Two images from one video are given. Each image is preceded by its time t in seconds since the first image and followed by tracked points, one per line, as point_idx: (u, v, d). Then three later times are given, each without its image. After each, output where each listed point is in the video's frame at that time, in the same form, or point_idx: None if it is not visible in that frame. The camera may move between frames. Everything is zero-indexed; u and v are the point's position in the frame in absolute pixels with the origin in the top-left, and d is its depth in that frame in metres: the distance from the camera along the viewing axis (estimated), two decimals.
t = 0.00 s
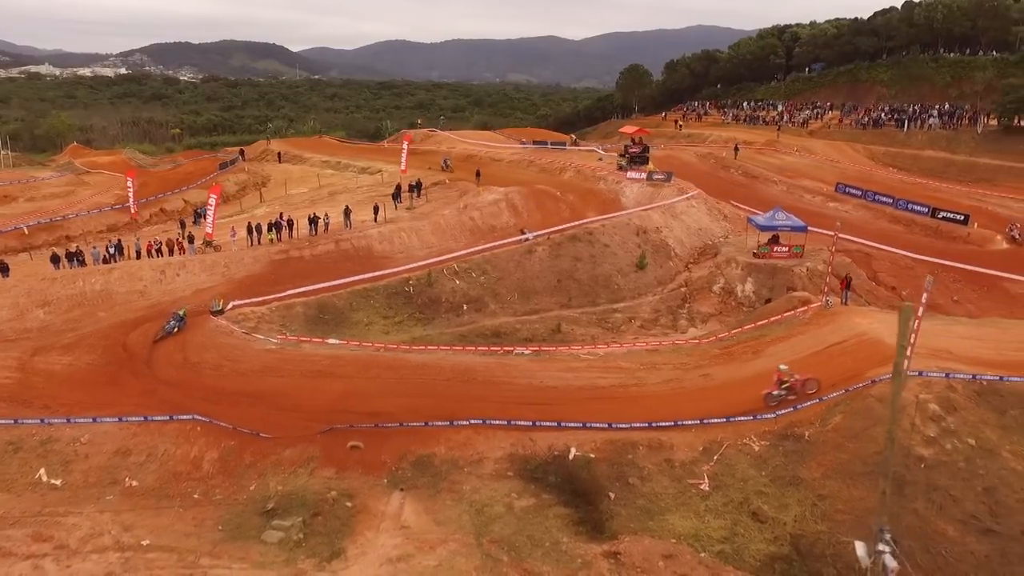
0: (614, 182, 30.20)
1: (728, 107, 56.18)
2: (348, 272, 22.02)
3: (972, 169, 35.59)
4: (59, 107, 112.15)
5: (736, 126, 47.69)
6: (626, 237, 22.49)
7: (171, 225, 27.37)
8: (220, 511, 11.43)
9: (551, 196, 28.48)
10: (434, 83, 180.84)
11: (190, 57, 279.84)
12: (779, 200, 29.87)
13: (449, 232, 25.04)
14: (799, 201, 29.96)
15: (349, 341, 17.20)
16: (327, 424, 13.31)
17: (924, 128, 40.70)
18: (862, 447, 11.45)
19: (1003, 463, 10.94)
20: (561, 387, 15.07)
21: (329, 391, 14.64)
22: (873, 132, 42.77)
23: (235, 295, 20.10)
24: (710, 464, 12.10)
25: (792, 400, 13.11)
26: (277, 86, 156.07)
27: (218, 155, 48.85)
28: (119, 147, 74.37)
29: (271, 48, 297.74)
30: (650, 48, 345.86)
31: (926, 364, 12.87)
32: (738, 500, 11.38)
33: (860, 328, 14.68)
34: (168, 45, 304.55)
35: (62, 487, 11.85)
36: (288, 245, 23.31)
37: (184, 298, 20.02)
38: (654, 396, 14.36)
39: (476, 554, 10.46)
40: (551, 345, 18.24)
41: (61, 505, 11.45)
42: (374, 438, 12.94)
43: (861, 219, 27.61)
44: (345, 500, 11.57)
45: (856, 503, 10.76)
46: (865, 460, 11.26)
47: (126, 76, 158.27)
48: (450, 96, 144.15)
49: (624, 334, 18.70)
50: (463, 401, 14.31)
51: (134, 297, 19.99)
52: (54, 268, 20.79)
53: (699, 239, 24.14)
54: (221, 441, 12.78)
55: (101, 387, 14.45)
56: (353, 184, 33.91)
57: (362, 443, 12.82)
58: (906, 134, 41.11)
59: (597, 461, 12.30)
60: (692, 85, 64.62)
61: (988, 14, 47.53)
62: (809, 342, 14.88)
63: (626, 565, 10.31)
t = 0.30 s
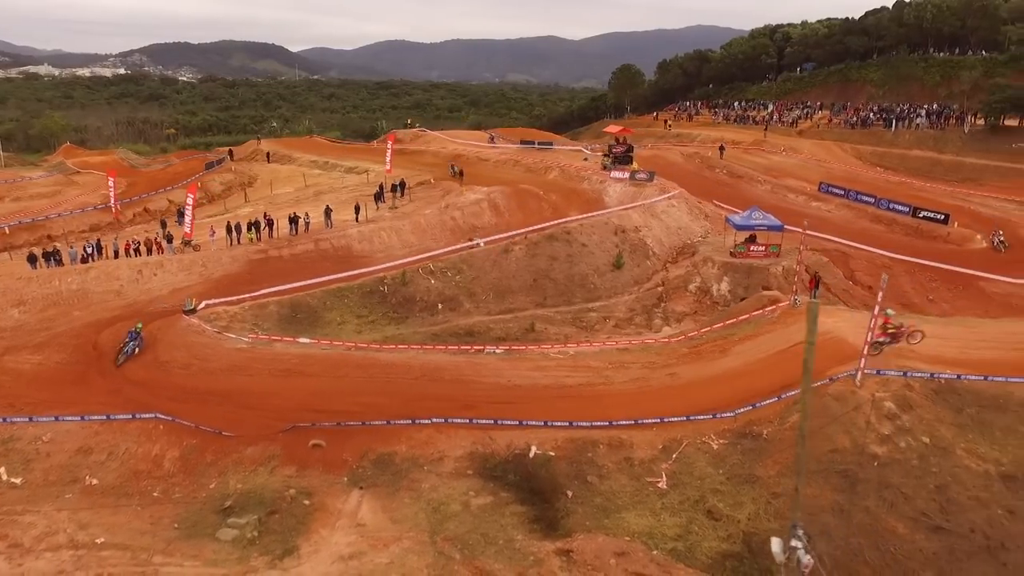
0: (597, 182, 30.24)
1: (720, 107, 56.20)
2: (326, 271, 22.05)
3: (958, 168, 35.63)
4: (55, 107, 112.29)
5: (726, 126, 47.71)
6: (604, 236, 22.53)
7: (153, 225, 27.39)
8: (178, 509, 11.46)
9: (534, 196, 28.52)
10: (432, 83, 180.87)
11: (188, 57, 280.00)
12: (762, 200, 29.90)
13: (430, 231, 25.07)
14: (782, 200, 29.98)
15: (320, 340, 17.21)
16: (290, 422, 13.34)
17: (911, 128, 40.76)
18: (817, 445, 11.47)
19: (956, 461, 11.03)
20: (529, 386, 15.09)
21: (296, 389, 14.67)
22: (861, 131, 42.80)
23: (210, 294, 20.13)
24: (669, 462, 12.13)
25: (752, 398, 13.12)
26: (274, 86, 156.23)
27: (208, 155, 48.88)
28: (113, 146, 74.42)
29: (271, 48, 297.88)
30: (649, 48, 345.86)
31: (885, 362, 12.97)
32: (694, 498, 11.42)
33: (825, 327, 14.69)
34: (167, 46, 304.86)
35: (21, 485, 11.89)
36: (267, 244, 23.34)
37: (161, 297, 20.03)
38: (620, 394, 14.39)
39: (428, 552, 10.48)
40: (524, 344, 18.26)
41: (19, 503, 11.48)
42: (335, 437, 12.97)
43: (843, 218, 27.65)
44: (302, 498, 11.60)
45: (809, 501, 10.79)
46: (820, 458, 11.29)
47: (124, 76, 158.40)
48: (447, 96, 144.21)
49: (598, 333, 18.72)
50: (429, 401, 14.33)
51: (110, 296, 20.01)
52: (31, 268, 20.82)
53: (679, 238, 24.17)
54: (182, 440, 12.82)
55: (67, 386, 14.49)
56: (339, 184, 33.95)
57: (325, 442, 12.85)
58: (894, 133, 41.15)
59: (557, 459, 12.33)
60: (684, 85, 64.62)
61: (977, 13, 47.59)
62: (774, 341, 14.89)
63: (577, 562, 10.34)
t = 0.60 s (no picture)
0: (579, 181, 30.31)
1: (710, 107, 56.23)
2: (301, 270, 22.09)
3: (942, 168, 35.72)
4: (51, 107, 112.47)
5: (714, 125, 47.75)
6: (579, 236, 22.57)
7: (134, 224, 27.43)
8: (130, 506, 11.48)
9: (514, 195, 28.56)
10: (430, 83, 180.91)
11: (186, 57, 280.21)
12: (743, 199, 29.96)
13: (408, 230, 25.11)
14: (762, 199, 30.02)
15: (287, 338, 17.23)
16: (248, 420, 13.38)
17: (897, 127, 40.84)
18: (766, 443, 11.52)
19: (903, 458, 11.11)
20: (492, 384, 15.13)
21: (257, 387, 14.71)
22: (848, 130, 42.88)
23: (183, 293, 20.16)
24: (622, 459, 12.17)
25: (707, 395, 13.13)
26: (271, 86, 156.35)
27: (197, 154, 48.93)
28: (106, 146, 74.52)
29: (269, 48, 298.15)
30: (647, 48, 345.86)
31: (841, 360, 13.05)
32: (644, 495, 11.48)
33: (785, 325, 14.71)
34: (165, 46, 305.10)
35: None
36: (244, 243, 23.38)
37: (134, 296, 20.06)
38: (580, 393, 14.44)
39: (375, 549, 10.50)
40: (493, 343, 18.29)
41: None
42: (293, 435, 13.02)
43: (822, 217, 27.69)
44: (255, 495, 11.64)
45: (756, 498, 10.83)
46: (769, 455, 11.34)
47: (121, 77, 158.51)
48: (444, 96, 144.30)
49: (568, 332, 18.75)
50: (389, 399, 14.38)
51: (83, 295, 20.04)
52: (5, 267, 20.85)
53: (655, 237, 24.21)
54: (140, 438, 12.88)
55: (30, 384, 14.54)
56: (323, 184, 34.01)
57: (281, 439, 12.89)
58: (880, 132, 41.21)
59: (512, 456, 12.38)
60: (675, 84, 64.63)
61: (964, 12, 47.63)
62: (735, 340, 14.93)
63: (523, 559, 10.38)
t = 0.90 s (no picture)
0: (558, 181, 30.33)
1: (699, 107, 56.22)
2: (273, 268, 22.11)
3: (925, 167, 35.77)
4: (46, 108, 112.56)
5: (701, 125, 47.77)
6: (551, 235, 22.60)
7: (112, 224, 27.44)
8: (78, 504, 11.51)
9: (492, 194, 28.59)
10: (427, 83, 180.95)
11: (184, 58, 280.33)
12: (722, 198, 30.00)
13: (383, 230, 25.14)
14: (741, 199, 30.06)
15: (251, 337, 17.25)
16: (202, 419, 13.41)
17: (882, 127, 40.91)
18: (712, 440, 11.55)
19: (846, 455, 11.16)
20: (451, 382, 15.16)
21: (216, 385, 14.73)
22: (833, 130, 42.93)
23: (153, 291, 20.17)
24: (571, 457, 12.21)
25: (658, 394, 13.17)
26: (269, 87, 156.18)
27: (185, 154, 48.95)
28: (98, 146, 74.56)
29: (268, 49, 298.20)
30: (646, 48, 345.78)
31: (792, 358, 12.97)
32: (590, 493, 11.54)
33: (742, 324, 14.75)
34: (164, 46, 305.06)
35: None
36: (218, 242, 23.39)
37: (104, 294, 20.09)
38: (537, 391, 14.47)
39: (317, 545, 10.54)
40: (459, 342, 18.32)
41: None
42: (246, 433, 13.05)
43: (799, 216, 27.71)
44: (203, 493, 11.67)
45: (699, 495, 10.88)
46: (714, 452, 11.37)
47: (117, 77, 158.54)
48: (441, 96, 144.36)
49: (535, 331, 18.78)
50: (346, 397, 14.41)
51: (53, 294, 20.04)
52: None
53: (629, 237, 24.24)
54: (93, 436, 12.90)
55: None
56: (305, 183, 34.02)
57: (235, 438, 12.92)
58: (865, 132, 41.25)
59: (462, 454, 12.42)
60: (666, 84, 64.65)
61: (950, 12, 47.74)
62: (692, 338, 14.99)
63: (465, 556, 10.41)
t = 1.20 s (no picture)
0: (536, 179, 30.36)
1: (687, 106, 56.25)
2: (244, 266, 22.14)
3: (905, 166, 35.82)
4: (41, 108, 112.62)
5: (687, 124, 47.80)
6: (522, 234, 22.64)
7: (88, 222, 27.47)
8: (22, 501, 11.54)
9: (469, 193, 28.62)
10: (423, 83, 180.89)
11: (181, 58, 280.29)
12: (700, 197, 30.03)
13: (357, 228, 25.17)
14: (719, 197, 30.09)
15: (213, 335, 17.27)
16: (154, 416, 13.45)
17: (865, 126, 41.01)
18: (654, 437, 11.58)
19: (786, 451, 11.20)
20: (408, 380, 15.19)
21: (172, 383, 14.77)
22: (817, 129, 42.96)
23: (121, 290, 20.19)
24: (517, 454, 12.24)
25: (608, 391, 13.22)
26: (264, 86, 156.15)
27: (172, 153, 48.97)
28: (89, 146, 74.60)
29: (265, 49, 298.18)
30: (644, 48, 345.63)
31: (740, 355, 12.98)
32: (533, 489, 11.57)
33: (696, 322, 14.81)
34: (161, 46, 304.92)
35: None
36: (190, 241, 23.41)
37: (73, 293, 20.12)
38: (492, 389, 14.51)
39: (256, 541, 10.56)
40: (424, 340, 18.35)
41: None
42: (196, 430, 13.08)
43: (775, 215, 27.74)
44: (148, 489, 11.71)
45: (638, 491, 10.92)
46: (655, 449, 11.40)
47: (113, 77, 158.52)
48: (437, 96, 144.27)
49: (500, 329, 18.81)
50: (301, 395, 14.46)
51: (21, 292, 20.07)
52: None
53: (602, 235, 24.27)
54: (43, 433, 12.94)
55: None
56: (286, 182, 34.03)
57: (185, 435, 12.95)
58: (848, 131, 41.26)
59: (410, 451, 12.46)
60: (655, 83, 64.53)
61: (935, 12, 47.82)
62: (647, 336, 15.05)
63: (402, 552, 10.44)
